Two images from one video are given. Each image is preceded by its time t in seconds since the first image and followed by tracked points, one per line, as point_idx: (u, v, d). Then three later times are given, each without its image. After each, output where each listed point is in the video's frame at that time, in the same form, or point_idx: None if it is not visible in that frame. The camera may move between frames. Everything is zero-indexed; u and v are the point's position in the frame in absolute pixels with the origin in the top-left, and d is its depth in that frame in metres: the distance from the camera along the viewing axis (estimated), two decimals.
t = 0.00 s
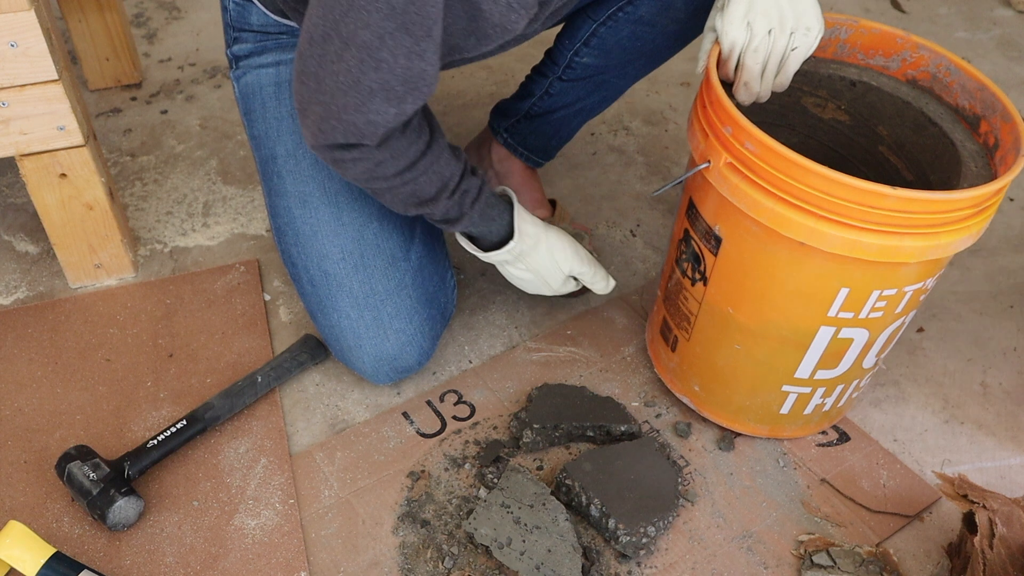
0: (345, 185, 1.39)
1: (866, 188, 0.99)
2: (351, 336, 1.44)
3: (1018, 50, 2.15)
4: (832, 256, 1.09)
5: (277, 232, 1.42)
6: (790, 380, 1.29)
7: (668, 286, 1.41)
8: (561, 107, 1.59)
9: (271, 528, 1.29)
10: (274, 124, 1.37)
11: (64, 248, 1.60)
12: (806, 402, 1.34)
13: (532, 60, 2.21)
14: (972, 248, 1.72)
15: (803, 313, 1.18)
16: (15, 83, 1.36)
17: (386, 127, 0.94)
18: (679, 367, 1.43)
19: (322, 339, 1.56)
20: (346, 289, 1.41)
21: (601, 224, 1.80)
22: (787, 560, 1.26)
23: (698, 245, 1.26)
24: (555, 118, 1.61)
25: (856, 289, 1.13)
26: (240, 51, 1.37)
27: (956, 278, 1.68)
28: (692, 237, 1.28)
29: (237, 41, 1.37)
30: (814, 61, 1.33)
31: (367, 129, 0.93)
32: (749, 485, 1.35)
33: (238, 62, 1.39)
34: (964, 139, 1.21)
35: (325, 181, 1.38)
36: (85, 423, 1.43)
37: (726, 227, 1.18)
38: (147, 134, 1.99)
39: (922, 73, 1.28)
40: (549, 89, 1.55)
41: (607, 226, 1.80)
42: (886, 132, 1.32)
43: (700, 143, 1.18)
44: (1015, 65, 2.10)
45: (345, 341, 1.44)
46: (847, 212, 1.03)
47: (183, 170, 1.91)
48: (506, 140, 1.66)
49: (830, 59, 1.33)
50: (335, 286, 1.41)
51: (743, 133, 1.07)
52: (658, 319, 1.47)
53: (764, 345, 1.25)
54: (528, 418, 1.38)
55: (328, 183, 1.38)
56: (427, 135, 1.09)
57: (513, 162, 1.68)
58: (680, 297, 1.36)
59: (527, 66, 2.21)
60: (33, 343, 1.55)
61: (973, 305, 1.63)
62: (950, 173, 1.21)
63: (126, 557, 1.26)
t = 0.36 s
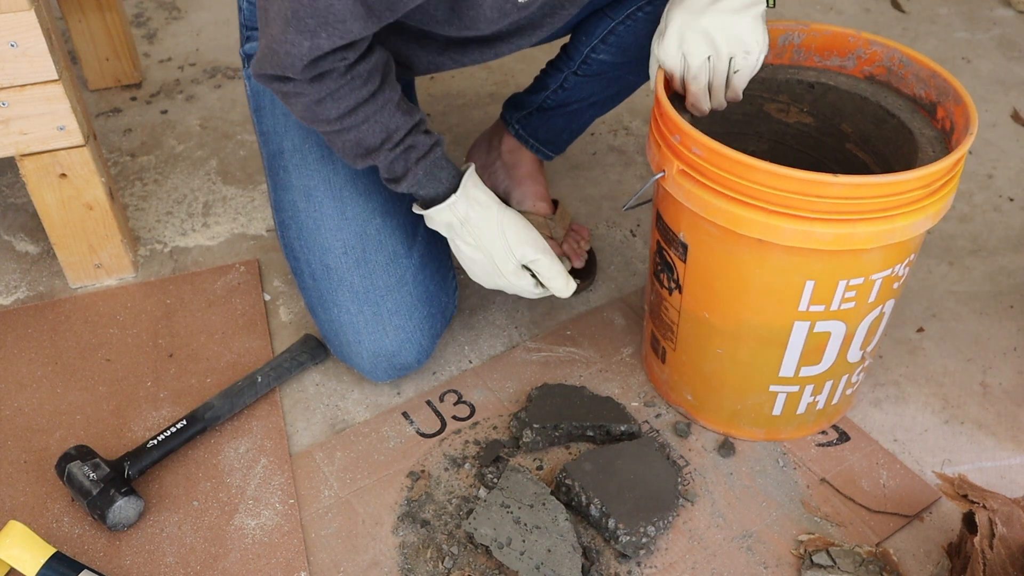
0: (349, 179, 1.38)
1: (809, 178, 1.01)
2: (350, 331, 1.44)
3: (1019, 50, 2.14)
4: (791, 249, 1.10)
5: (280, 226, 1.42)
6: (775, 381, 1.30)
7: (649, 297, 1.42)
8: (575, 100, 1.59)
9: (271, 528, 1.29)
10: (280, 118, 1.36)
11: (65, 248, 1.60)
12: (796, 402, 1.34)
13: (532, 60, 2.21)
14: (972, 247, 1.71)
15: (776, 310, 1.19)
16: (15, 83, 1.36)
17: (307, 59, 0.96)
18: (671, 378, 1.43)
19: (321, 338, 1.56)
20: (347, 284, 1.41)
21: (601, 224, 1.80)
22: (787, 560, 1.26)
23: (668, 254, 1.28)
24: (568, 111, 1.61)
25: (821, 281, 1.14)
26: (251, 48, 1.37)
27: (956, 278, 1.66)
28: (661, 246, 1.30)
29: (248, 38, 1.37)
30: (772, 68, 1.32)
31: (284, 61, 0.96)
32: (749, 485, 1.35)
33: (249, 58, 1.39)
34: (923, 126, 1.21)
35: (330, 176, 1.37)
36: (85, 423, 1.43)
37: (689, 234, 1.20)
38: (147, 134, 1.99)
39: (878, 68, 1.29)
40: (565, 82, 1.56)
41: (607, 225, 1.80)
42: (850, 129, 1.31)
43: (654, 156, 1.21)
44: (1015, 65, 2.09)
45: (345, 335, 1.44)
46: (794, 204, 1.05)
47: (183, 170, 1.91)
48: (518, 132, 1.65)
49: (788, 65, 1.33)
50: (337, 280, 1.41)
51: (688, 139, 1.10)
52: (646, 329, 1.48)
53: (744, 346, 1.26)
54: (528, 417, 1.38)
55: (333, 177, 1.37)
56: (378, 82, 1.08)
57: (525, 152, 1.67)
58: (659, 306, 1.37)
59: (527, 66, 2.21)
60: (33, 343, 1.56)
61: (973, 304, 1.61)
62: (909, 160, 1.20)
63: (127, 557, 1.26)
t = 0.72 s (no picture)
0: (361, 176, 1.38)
1: (808, 177, 1.01)
2: (357, 329, 1.44)
3: (1019, 50, 2.14)
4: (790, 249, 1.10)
5: (288, 221, 1.42)
6: (775, 381, 1.30)
7: (649, 297, 1.42)
8: (591, 102, 1.58)
9: (271, 528, 1.29)
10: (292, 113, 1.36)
11: (64, 248, 1.60)
12: (795, 402, 1.34)
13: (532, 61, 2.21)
14: (972, 247, 1.71)
15: (775, 310, 1.19)
16: (15, 83, 1.36)
17: None
18: (672, 377, 1.43)
19: (322, 337, 1.56)
20: (355, 280, 1.41)
21: (601, 224, 1.80)
22: (787, 560, 1.26)
23: (668, 254, 1.28)
24: (582, 112, 1.60)
25: (820, 281, 1.14)
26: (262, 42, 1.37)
27: (956, 278, 1.66)
28: (660, 246, 1.30)
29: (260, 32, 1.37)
30: (772, 68, 1.32)
31: None
32: (749, 485, 1.35)
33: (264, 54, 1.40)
34: (922, 127, 1.21)
35: (341, 172, 1.37)
36: (85, 423, 1.43)
37: (688, 234, 1.20)
38: (147, 134, 1.99)
39: (877, 68, 1.29)
40: (582, 85, 1.53)
41: (607, 225, 1.80)
42: (850, 129, 1.32)
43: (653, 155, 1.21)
44: (1015, 65, 2.09)
45: (351, 333, 1.44)
46: (792, 204, 1.05)
47: (183, 170, 1.91)
48: (530, 129, 1.65)
49: (788, 65, 1.32)
50: (345, 277, 1.41)
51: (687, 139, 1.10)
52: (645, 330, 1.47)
53: (743, 347, 1.26)
54: (528, 417, 1.38)
55: (345, 174, 1.37)
56: (344, 41, 1.06)
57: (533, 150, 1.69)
58: (659, 306, 1.37)
59: (527, 67, 2.21)
60: (33, 343, 1.56)
61: (972, 304, 1.61)
62: (908, 161, 1.21)
63: (126, 557, 1.26)
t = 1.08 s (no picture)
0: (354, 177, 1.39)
1: (808, 178, 1.01)
2: (353, 329, 1.44)
3: (1019, 50, 2.14)
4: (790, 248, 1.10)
5: (284, 223, 1.43)
6: (774, 381, 1.30)
7: (649, 297, 1.41)
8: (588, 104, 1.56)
9: (271, 528, 1.29)
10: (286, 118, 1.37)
11: (64, 248, 1.60)
12: (795, 403, 1.34)
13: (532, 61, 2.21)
14: (972, 247, 1.71)
15: (775, 310, 1.19)
16: (15, 83, 1.36)
17: None
18: (671, 377, 1.43)
19: (322, 337, 1.56)
20: (350, 281, 1.41)
21: (601, 224, 1.80)
22: (787, 560, 1.26)
23: (667, 254, 1.28)
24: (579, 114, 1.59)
25: (821, 281, 1.14)
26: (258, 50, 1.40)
27: (956, 278, 1.66)
28: (659, 245, 1.30)
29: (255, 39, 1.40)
30: (772, 69, 1.32)
31: None
32: (749, 484, 1.35)
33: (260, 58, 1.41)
34: (922, 127, 1.21)
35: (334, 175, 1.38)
36: (85, 423, 1.43)
37: (688, 233, 1.20)
38: (147, 134, 1.99)
39: (877, 68, 1.29)
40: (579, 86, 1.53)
41: (607, 225, 1.80)
42: (850, 129, 1.32)
43: (654, 155, 1.21)
44: (1015, 65, 2.08)
45: (346, 334, 1.44)
46: (791, 204, 1.05)
47: (183, 170, 1.91)
48: (527, 130, 1.64)
49: (788, 65, 1.32)
50: (339, 278, 1.41)
51: (687, 139, 1.10)
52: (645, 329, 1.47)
53: (744, 347, 1.26)
54: (528, 417, 1.38)
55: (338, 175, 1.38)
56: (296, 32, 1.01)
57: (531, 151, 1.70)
58: (659, 307, 1.37)
59: (527, 67, 2.21)
60: (33, 343, 1.56)
61: (972, 304, 1.61)
62: (908, 161, 1.21)
63: (126, 557, 1.26)
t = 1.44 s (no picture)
0: (349, 181, 1.37)
1: (809, 178, 1.01)
2: (352, 333, 1.44)
3: (1019, 50, 2.14)
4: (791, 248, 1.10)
5: (280, 228, 1.42)
6: (774, 381, 1.30)
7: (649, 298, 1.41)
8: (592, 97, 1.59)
9: (271, 528, 1.29)
10: (279, 123, 1.35)
11: (64, 248, 1.60)
12: (795, 402, 1.34)
13: (532, 60, 2.21)
14: (972, 247, 1.71)
15: (776, 310, 1.19)
16: (16, 83, 1.36)
17: None
18: (671, 377, 1.43)
19: (322, 337, 1.56)
20: (347, 285, 1.41)
21: (601, 224, 1.80)
22: (787, 560, 1.26)
23: (667, 254, 1.28)
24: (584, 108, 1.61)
25: (821, 281, 1.14)
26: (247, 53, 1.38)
27: (956, 277, 1.66)
28: (659, 245, 1.29)
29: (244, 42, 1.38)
30: (772, 69, 1.32)
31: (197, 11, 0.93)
32: (749, 484, 1.35)
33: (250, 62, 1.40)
34: (922, 127, 1.21)
35: (329, 179, 1.36)
36: (84, 423, 1.43)
37: (688, 233, 1.20)
38: (147, 134, 1.99)
39: (877, 68, 1.29)
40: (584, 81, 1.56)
41: (607, 225, 1.80)
42: (850, 128, 1.32)
43: (654, 155, 1.20)
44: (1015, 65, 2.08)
45: (345, 337, 1.45)
46: (792, 205, 1.05)
47: (183, 170, 1.91)
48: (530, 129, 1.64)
49: (788, 65, 1.32)
50: (337, 282, 1.41)
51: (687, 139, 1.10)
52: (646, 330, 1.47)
53: (745, 347, 1.26)
54: (528, 417, 1.38)
55: (333, 180, 1.37)
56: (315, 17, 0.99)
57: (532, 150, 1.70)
58: (659, 307, 1.37)
59: (527, 67, 2.21)
60: (33, 343, 1.56)
61: (972, 305, 1.61)
62: (908, 161, 1.21)
63: (126, 557, 1.26)
